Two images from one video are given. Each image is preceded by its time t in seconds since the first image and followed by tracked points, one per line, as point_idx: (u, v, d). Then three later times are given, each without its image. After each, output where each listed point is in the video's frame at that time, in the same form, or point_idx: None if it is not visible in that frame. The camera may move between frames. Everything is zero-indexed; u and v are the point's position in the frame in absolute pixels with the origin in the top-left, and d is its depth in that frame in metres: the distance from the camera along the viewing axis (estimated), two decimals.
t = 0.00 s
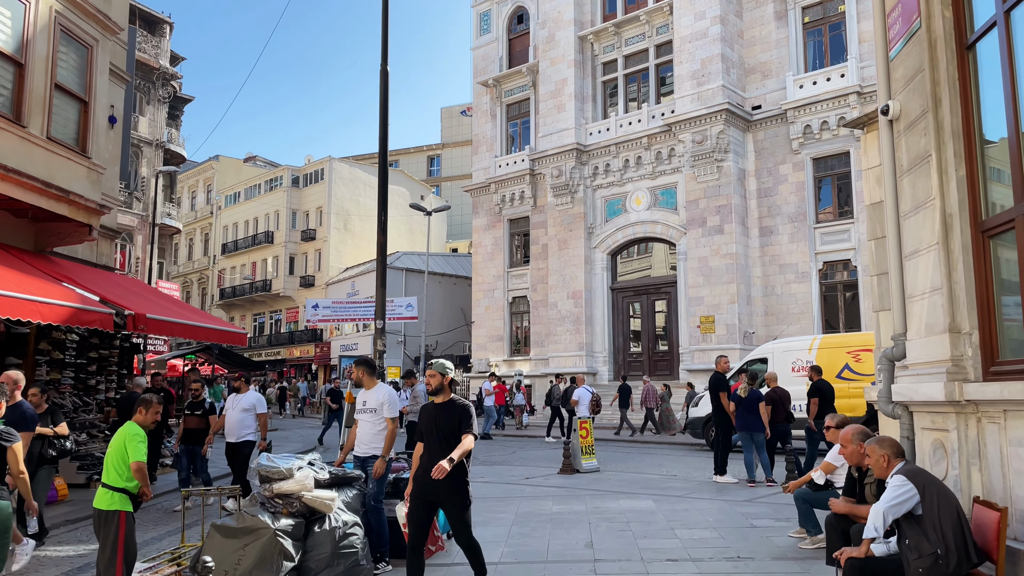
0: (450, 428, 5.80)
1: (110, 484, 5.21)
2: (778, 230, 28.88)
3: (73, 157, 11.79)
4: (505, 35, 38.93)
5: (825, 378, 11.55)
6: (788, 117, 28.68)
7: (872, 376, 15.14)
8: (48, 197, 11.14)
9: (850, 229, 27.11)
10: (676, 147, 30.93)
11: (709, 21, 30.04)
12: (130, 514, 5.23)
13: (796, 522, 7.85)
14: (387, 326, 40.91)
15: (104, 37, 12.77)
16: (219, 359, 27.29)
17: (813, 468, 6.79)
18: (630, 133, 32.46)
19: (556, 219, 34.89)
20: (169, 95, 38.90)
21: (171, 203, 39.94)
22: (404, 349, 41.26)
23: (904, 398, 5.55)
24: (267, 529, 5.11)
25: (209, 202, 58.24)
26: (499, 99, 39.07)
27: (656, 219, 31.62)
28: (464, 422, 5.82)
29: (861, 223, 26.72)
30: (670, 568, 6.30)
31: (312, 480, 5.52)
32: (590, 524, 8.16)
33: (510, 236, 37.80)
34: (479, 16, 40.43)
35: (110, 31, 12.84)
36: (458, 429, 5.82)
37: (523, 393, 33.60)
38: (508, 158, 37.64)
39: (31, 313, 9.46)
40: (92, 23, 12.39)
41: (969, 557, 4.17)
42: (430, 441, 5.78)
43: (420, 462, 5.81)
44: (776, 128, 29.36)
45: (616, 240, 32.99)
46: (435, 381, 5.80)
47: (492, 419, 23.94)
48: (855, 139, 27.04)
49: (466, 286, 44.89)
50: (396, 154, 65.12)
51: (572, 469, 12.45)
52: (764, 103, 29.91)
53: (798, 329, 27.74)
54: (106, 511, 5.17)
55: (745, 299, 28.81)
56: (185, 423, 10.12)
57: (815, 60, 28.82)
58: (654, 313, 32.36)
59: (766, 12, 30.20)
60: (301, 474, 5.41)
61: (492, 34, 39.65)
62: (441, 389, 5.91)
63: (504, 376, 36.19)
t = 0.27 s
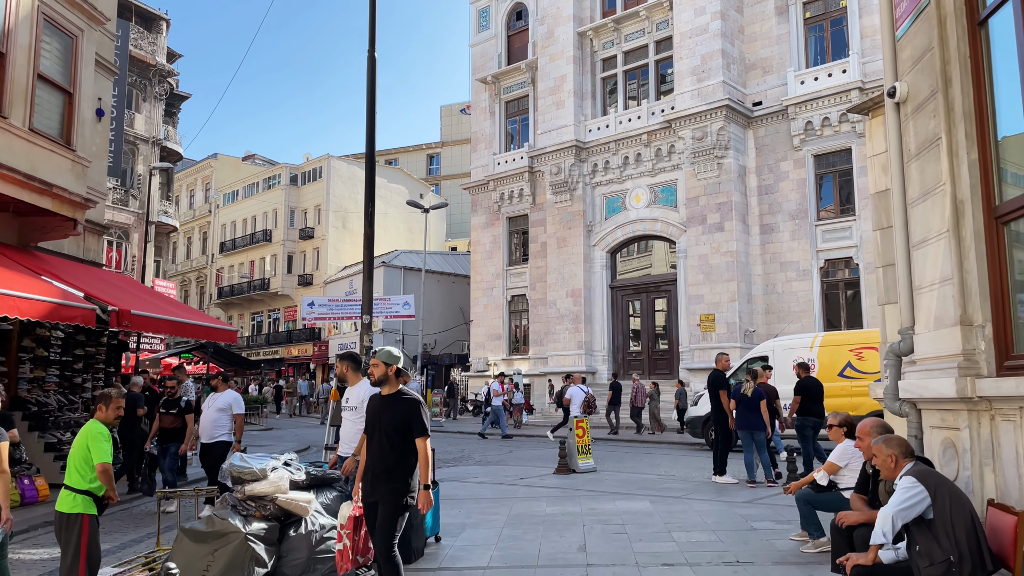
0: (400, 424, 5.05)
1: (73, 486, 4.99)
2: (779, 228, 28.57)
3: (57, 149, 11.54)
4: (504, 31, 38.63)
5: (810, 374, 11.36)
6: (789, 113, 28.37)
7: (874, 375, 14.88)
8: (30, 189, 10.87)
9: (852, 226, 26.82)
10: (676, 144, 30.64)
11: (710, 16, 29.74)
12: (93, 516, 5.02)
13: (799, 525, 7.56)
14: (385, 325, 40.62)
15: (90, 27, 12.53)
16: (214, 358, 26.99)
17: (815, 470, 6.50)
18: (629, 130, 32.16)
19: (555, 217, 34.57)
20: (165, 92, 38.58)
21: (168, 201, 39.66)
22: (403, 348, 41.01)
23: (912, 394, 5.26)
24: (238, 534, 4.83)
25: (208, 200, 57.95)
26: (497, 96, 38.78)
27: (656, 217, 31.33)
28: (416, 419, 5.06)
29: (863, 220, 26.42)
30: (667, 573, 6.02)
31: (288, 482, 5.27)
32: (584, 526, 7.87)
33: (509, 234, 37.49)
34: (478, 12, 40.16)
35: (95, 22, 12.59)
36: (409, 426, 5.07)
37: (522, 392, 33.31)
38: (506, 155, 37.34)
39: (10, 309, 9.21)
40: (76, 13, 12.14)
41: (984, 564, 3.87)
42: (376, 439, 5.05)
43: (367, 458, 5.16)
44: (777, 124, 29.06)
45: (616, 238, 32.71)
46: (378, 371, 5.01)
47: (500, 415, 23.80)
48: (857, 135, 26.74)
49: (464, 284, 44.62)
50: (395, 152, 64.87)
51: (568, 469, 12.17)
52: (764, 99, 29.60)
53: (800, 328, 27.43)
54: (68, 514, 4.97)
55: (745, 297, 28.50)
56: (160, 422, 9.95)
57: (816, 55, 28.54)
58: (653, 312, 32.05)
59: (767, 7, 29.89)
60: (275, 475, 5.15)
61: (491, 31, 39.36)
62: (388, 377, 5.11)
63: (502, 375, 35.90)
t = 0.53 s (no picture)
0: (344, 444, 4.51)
1: (32, 497, 4.69)
2: (781, 226, 28.22)
3: (41, 145, 11.23)
4: (504, 28, 38.28)
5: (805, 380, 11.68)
6: (792, 110, 28.01)
7: (879, 375, 14.57)
8: (13, 186, 10.57)
9: (855, 224, 26.47)
10: (678, 141, 30.29)
11: (712, 12, 29.39)
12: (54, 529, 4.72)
13: (804, 534, 7.25)
14: (384, 324, 40.32)
15: (76, 19, 12.22)
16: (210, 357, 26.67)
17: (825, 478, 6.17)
18: (630, 127, 31.82)
19: (555, 215, 34.24)
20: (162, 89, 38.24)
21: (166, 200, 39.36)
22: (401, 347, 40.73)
23: (930, 399, 4.95)
24: (207, 549, 4.62)
25: (206, 199, 57.66)
26: (497, 94, 38.44)
27: (657, 215, 31.01)
28: (358, 438, 4.52)
29: (867, 219, 26.07)
30: None
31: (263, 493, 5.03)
32: (581, 534, 7.57)
33: (509, 232, 37.15)
34: (477, 9, 39.84)
35: (82, 14, 12.27)
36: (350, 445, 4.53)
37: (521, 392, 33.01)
38: (506, 153, 37.01)
39: None
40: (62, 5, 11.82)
41: None
42: (312, 461, 4.53)
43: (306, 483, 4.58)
44: (780, 122, 28.71)
45: (616, 237, 32.40)
46: (316, 386, 4.51)
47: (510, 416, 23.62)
48: (860, 132, 26.38)
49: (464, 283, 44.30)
50: (395, 151, 64.57)
51: (566, 473, 11.85)
52: (767, 96, 29.24)
53: (803, 328, 27.09)
54: (27, 527, 4.67)
55: (747, 296, 28.17)
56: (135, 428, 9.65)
57: (819, 52, 28.19)
58: (654, 311, 31.72)
59: (769, 3, 29.52)
60: (248, 486, 4.96)
61: (490, 28, 39.02)
62: (328, 392, 4.57)
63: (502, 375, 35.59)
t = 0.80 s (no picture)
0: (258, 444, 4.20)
1: None
2: (784, 224, 27.88)
3: (25, 139, 10.94)
4: (504, 25, 37.96)
5: (799, 377, 11.44)
6: (795, 106, 27.68)
7: (885, 375, 14.23)
8: None
9: (859, 222, 26.14)
10: (679, 138, 29.95)
11: (714, 8, 29.06)
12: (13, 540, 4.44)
13: (812, 540, 6.94)
14: (384, 323, 40.06)
15: (63, 10, 11.93)
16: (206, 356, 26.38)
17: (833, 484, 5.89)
18: (631, 124, 31.50)
19: (555, 213, 33.93)
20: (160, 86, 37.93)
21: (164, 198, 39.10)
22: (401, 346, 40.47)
23: (948, 402, 4.67)
24: (175, 562, 4.52)
25: (206, 197, 57.39)
26: (497, 91, 38.12)
27: (658, 213, 30.70)
28: (276, 437, 4.18)
29: (871, 216, 25.73)
30: None
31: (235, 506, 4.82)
32: (578, 541, 7.26)
33: (509, 231, 36.84)
34: (477, 5, 39.53)
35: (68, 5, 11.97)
36: (269, 445, 4.20)
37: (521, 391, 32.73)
38: (506, 151, 36.70)
39: None
40: None
41: None
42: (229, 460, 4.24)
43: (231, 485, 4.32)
44: (782, 118, 28.37)
45: (617, 234, 32.09)
46: (236, 380, 4.24)
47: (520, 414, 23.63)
48: (864, 129, 26.03)
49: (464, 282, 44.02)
50: (395, 149, 64.29)
51: (565, 475, 11.54)
52: (769, 92, 28.90)
53: (805, 326, 26.77)
54: None
55: (750, 295, 27.85)
56: (110, 428, 9.44)
57: (823, 48, 27.86)
58: (655, 309, 31.41)
59: None
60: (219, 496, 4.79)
61: (490, 24, 38.71)
62: (251, 388, 4.27)
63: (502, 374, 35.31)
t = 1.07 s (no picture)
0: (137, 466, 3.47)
1: None
2: (787, 222, 27.52)
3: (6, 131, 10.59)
4: (504, 21, 37.63)
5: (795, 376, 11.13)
6: (798, 103, 27.32)
7: (893, 375, 13.87)
8: None
9: (863, 220, 25.78)
10: (681, 135, 29.59)
11: (716, 3, 28.72)
12: None
13: (821, 550, 6.60)
14: (383, 322, 39.77)
15: None
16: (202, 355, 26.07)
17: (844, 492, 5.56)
18: (632, 121, 31.17)
19: (555, 211, 33.62)
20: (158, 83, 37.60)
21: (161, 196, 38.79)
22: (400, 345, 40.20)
23: (971, 403, 4.37)
24: None
25: (205, 195, 57.10)
26: (497, 88, 37.78)
27: (660, 211, 30.37)
28: (154, 454, 3.46)
29: (875, 214, 25.36)
30: None
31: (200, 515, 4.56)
32: (574, 550, 6.92)
33: (509, 229, 36.53)
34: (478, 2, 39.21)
35: None
36: (147, 466, 3.48)
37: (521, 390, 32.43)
38: (506, 148, 36.37)
39: None
40: None
41: None
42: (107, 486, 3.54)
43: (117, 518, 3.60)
44: (786, 115, 28.01)
45: (618, 233, 31.77)
46: (114, 393, 3.56)
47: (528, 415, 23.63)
48: (868, 125, 25.66)
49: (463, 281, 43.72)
50: (396, 147, 64.00)
51: (563, 479, 11.20)
52: (772, 88, 28.55)
53: (808, 325, 26.43)
54: None
55: (752, 293, 27.51)
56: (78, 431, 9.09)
57: (826, 43, 27.52)
58: (657, 308, 31.09)
59: None
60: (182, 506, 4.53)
61: (490, 21, 38.39)
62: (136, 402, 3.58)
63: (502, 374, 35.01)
